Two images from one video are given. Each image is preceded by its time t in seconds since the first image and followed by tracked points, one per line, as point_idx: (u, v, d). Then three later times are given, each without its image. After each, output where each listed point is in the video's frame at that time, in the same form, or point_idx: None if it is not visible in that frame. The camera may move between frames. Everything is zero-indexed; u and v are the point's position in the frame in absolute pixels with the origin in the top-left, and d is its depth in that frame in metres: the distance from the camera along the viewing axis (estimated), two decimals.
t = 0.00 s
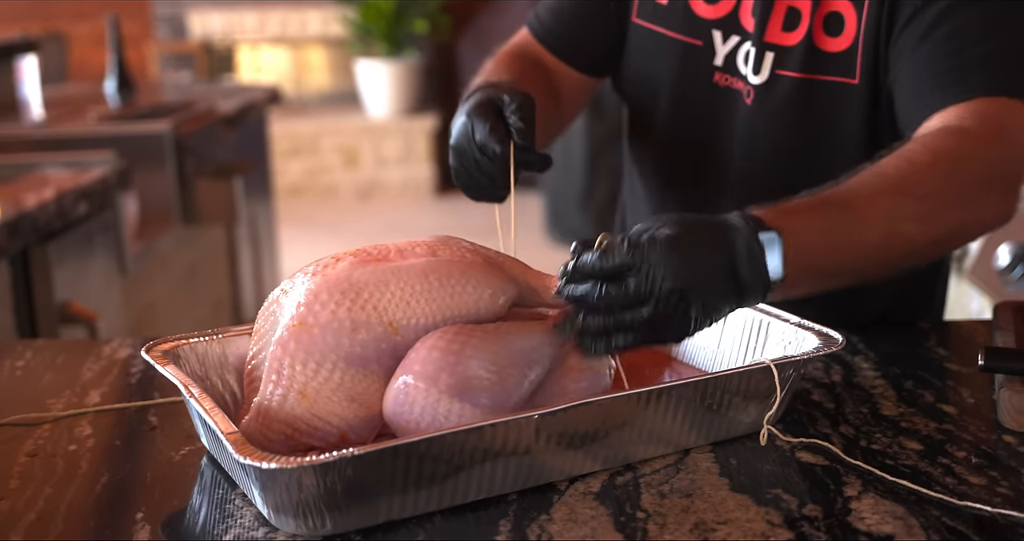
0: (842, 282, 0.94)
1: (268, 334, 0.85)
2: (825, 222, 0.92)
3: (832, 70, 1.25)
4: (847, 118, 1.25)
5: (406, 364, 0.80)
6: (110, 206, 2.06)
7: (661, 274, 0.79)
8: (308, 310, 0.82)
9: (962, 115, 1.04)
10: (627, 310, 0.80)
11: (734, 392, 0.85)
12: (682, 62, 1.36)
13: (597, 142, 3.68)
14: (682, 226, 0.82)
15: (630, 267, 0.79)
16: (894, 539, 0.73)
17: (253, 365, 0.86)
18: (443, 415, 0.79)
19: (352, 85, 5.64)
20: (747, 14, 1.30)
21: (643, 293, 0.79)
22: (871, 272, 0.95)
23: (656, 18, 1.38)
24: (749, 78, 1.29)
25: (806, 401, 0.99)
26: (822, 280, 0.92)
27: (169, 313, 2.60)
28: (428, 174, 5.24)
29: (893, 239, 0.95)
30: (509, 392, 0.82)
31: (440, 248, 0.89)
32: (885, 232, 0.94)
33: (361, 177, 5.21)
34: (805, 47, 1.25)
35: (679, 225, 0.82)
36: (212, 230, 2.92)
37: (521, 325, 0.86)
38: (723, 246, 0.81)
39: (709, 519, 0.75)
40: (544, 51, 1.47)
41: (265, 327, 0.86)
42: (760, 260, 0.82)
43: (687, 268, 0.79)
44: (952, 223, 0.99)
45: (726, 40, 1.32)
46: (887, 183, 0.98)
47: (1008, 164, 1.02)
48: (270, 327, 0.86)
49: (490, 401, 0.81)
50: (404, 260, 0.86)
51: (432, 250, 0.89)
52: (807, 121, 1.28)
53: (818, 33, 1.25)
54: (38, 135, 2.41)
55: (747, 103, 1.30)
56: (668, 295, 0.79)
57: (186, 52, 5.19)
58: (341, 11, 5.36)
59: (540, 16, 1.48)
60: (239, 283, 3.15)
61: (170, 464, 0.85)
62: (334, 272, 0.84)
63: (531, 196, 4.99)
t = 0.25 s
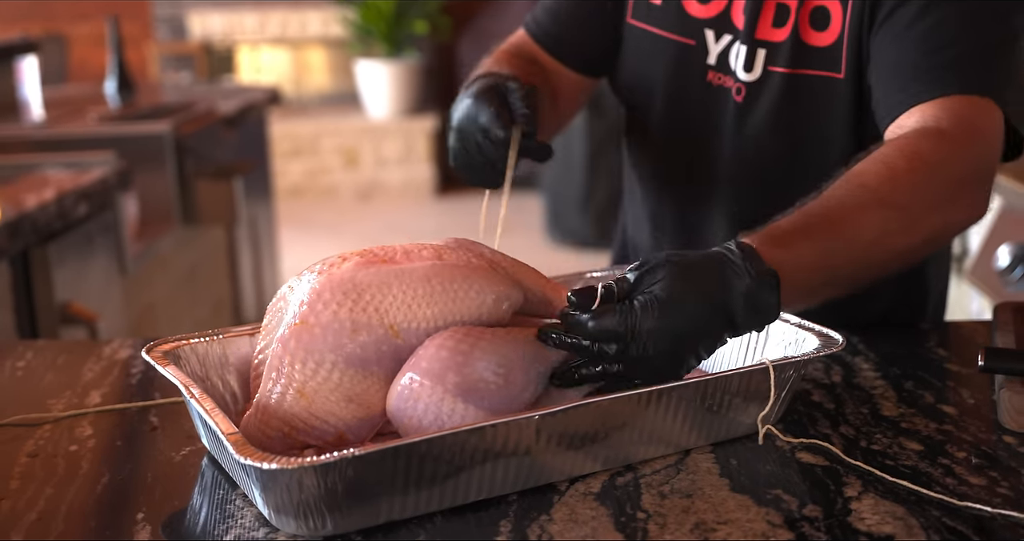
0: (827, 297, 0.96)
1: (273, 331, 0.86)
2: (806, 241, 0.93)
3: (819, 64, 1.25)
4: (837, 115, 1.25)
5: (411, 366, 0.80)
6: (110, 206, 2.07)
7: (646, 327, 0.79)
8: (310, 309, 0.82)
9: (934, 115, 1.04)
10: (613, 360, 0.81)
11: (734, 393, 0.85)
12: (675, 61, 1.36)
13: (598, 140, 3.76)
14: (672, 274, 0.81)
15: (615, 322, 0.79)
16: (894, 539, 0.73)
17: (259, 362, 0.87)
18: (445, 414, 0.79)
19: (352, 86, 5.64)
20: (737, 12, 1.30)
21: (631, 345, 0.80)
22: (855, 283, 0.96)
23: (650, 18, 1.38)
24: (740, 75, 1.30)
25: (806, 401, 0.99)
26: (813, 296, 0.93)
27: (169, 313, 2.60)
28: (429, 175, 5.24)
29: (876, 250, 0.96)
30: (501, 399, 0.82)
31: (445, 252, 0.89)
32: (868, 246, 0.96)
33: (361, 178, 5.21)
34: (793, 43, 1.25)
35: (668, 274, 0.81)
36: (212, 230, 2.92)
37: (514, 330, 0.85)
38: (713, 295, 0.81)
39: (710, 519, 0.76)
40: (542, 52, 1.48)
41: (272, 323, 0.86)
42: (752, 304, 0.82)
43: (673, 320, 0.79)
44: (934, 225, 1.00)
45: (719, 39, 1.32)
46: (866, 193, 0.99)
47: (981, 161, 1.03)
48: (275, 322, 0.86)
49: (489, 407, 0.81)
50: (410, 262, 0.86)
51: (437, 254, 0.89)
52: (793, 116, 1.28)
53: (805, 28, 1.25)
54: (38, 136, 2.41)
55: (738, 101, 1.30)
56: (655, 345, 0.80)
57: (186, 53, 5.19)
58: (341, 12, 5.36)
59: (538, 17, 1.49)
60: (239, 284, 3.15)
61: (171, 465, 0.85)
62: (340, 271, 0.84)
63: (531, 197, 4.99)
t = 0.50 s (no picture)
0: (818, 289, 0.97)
1: (279, 338, 0.83)
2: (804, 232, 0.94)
3: (823, 65, 1.25)
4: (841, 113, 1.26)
5: (451, 352, 0.81)
6: (112, 207, 2.07)
7: (616, 298, 0.82)
8: (337, 310, 0.81)
9: (944, 116, 1.05)
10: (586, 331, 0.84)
11: (736, 393, 0.85)
12: (677, 62, 1.36)
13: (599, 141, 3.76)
14: (646, 253, 0.85)
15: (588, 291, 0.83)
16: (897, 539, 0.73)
17: (247, 371, 0.84)
18: (490, 399, 0.81)
19: (353, 86, 5.64)
20: (740, 13, 1.30)
21: (603, 316, 0.83)
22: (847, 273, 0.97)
23: (651, 19, 1.39)
24: (742, 76, 1.29)
25: (808, 402, 0.99)
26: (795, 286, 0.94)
27: (171, 313, 2.60)
28: (430, 174, 5.24)
29: (870, 245, 0.97)
30: (531, 378, 0.84)
31: (445, 242, 0.91)
32: (862, 240, 0.97)
33: (363, 178, 5.21)
34: (796, 44, 1.25)
35: (644, 253, 0.85)
36: (213, 230, 2.92)
37: (528, 317, 0.87)
38: (685, 274, 0.84)
39: (712, 520, 0.76)
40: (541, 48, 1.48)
41: (272, 337, 0.83)
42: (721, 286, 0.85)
43: (644, 295, 0.83)
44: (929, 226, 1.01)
45: (721, 39, 1.31)
46: (867, 188, 1.00)
47: (989, 164, 1.04)
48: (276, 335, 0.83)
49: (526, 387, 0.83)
50: (416, 256, 0.87)
51: (437, 245, 0.90)
52: (797, 116, 1.28)
53: (809, 28, 1.26)
54: (40, 136, 2.41)
55: (741, 102, 1.30)
56: (624, 317, 0.82)
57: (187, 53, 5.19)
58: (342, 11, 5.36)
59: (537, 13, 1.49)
60: (240, 284, 3.15)
61: (172, 465, 0.85)
62: (350, 273, 0.83)
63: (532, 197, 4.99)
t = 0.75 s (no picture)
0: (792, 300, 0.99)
1: (296, 344, 0.82)
2: (776, 248, 0.95)
3: (828, 72, 1.23)
4: (844, 121, 1.24)
5: (479, 337, 0.84)
6: (111, 207, 2.07)
7: (587, 291, 0.89)
8: (370, 308, 0.80)
9: (935, 137, 1.03)
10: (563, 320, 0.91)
11: (734, 392, 0.85)
12: (682, 63, 1.36)
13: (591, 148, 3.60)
14: (626, 251, 0.91)
15: (565, 282, 0.90)
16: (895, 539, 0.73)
17: (247, 379, 0.84)
18: (518, 379, 0.84)
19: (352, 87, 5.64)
20: (745, 15, 1.30)
21: (577, 307, 0.90)
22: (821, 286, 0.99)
23: (656, 20, 1.39)
24: (748, 81, 1.29)
25: (807, 401, 0.99)
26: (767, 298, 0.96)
27: (170, 314, 2.60)
28: (429, 175, 5.23)
29: (843, 260, 0.98)
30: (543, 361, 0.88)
31: (440, 237, 0.92)
32: (834, 258, 0.97)
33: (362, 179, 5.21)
34: (801, 50, 1.24)
35: (624, 250, 0.91)
36: (212, 231, 2.92)
37: (524, 311, 0.89)
38: (658, 274, 0.89)
39: (710, 520, 0.76)
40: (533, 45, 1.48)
41: (286, 343, 0.82)
42: (695, 286, 0.89)
43: (616, 290, 0.89)
44: (907, 245, 1.01)
45: (725, 42, 1.32)
46: (849, 205, 1.00)
47: (978, 189, 1.02)
48: (290, 338, 0.82)
49: (542, 369, 0.87)
50: (419, 251, 0.88)
51: (433, 241, 0.91)
52: (802, 121, 1.27)
53: (812, 35, 1.24)
54: (39, 136, 2.41)
55: (745, 104, 1.31)
56: (596, 308, 0.89)
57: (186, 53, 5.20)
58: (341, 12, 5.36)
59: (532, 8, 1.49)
60: (240, 284, 3.15)
61: (171, 465, 0.85)
62: (365, 271, 0.83)
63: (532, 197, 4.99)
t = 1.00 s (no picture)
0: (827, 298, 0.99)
1: (294, 344, 0.82)
2: (808, 245, 0.96)
3: (831, 72, 1.24)
4: (844, 124, 1.26)
5: (478, 333, 0.85)
6: (110, 207, 2.07)
7: (618, 287, 0.91)
8: (370, 308, 0.80)
9: (960, 129, 1.04)
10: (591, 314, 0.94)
11: (732, 392, 0.85)
12: (681, 63, 1.36)
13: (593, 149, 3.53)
14: (660, 248, 0.92)
15: (595, 277, 0.92)
16: (894, 539, 0.73)
17: (246, 381, 0.84)
18: (516, 378, 0.85)
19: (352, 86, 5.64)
20: (746, 16, 1.31)
21: (607, 302, 0.92)
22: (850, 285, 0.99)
23: (654, 18, 1.39)
24: (749, 81, 1.30)
25: (806, 401, 0.99)
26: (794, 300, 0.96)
27: (169, 314, 2.60)
28: (429, 174, 5.23)
29: (875, 255, 0.98)
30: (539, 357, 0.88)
31: (439, 238, 0.93)
32: (869, 252, 0.98)
33: (361, 178, 5.21)
34: (803, 50, 1.25)
35: (658, 247, 0.92)
36: (211, 230, 2.92)
37: (522, 312, 0.89)
38: (689, 273, 0.90)
39: (709, 520, 0.76)
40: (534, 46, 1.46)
41: (285, 343, 0.82)
42: (726, 287, 0.90)
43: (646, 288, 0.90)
44: (940, 238, 1.01)
45: (725, 42, 1.32)
46: (880, 200, 1.00)
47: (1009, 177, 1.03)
48: (288, 339, 0.82)
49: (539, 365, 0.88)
50: (418, 252, 0.88)
51: (432, 242, 0.92)
52: (808, 120, 1.27)
53: (816, 35, 1.25)
54: (38, 136, 2.41)
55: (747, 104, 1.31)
56: (625, 305, 0.91)
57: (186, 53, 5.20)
58: (341, 12, 5.36)
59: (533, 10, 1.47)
60: (239, 284, 3.15)
61: (170, 465, 0.85)
62: (365, 272, 0.83)
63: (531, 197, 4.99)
